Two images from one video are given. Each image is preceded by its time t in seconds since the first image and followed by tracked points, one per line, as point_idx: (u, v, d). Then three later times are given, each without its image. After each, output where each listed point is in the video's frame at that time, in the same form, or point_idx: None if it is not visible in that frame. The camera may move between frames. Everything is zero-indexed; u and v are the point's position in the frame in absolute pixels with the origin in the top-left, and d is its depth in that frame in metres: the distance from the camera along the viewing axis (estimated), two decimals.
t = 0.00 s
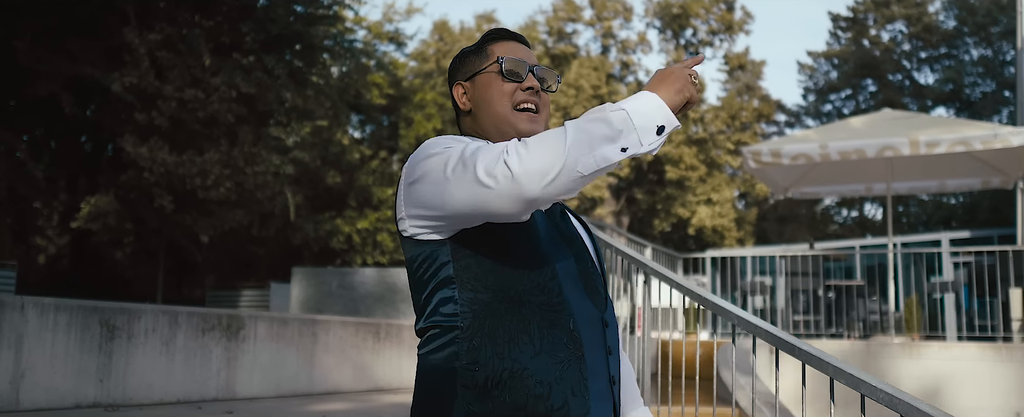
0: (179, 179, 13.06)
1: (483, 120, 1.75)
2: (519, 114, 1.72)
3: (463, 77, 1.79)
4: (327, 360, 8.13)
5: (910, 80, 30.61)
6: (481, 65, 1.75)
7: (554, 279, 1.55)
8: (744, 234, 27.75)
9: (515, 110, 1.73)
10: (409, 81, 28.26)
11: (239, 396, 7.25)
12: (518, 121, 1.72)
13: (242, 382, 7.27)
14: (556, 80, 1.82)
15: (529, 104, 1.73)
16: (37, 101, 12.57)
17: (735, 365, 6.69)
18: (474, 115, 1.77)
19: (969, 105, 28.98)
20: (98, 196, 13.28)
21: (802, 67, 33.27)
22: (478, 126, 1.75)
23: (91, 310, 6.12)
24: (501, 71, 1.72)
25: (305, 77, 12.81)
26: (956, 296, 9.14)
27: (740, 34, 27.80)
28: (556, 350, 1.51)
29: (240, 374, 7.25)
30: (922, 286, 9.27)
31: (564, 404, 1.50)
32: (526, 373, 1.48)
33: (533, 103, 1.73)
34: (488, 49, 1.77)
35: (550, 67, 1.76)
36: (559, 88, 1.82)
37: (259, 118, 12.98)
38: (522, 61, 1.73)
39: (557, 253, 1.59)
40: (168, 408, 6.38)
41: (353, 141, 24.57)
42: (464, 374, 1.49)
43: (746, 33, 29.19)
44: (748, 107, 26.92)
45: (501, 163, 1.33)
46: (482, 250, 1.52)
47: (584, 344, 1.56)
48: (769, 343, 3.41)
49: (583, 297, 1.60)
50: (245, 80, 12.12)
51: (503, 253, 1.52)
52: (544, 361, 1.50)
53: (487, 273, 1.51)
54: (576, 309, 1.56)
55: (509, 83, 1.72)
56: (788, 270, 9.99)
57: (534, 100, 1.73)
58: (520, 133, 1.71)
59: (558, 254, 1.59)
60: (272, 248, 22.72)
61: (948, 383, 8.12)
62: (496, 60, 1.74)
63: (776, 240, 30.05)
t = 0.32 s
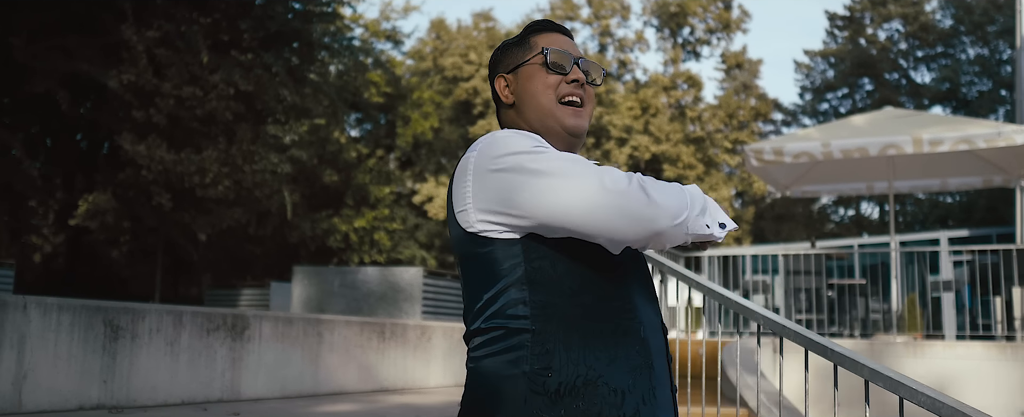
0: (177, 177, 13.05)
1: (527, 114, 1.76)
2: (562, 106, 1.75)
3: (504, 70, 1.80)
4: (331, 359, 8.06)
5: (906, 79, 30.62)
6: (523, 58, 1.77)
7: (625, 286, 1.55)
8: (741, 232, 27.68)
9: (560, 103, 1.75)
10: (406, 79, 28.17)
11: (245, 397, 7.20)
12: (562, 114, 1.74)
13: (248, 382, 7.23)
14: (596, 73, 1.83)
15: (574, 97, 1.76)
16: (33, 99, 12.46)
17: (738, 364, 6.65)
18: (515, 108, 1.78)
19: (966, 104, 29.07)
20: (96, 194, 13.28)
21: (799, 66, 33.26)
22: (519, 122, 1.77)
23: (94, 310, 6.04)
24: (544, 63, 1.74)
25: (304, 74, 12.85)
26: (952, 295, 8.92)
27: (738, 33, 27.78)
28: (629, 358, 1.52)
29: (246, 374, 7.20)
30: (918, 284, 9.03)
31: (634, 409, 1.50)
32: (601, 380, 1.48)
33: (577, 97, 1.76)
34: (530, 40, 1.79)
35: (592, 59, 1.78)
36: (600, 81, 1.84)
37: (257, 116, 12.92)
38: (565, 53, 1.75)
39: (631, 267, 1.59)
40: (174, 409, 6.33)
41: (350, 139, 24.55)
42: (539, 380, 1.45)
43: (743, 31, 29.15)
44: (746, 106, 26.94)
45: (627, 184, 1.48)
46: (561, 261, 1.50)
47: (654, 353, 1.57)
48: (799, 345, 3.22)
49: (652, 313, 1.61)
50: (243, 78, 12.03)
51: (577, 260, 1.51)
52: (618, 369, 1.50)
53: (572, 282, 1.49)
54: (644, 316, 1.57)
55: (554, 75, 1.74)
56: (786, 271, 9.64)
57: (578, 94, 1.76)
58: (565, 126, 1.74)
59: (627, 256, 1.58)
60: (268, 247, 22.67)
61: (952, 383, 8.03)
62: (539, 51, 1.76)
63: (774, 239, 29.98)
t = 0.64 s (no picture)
0: (175, 179, 13.09)
1: (585, 128, 1.89)
2: (622, 120, 1.87)
3: (561, 84, 1.94)
4: (334, 363, 8.01)
5: (903, 79, 30.63)
6: (581, 73, 1.90)
7: (671, 317, 1.67)
8: (739, 233, 27.63)
9: (620, 118, 1.87)
10: (404, 80, 28.12)
11: (246, 402, 7.13)
12: (621, 129, 1.87)
13: (249, 387, 7.17)
14: (654, 82, 1.96)
15: (633, 112, 1.88)
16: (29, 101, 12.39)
17: (742, 367, 6.62)
18: (574, 122, 1.90)
19: (963, 104, 29.08)
20: (93, 196, 13.25)
21: (796, 67, 33.22)
22: (578, 134, 1.89)
23: (94, 314, 6.00)
24: (603, 79, 1.87)
25: (303, 74, 12.65)
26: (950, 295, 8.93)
27: (735, 34, 27.75)
28: (680, 383, 1.65)
29: (247, 378, 7.15)
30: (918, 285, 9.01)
31: None
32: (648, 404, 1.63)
33: (636, 111, 1.88)
34: (587, 55, 1.92)
35: (648, 74, 1.91)
36: (657, 91, 1.96)
37: (256, 117, 12.77)
38: (623, 67, 1.87)
39: (676, 293, 1.68)
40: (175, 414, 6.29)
41: (347, 140, 24.48)
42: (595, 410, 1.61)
43: (740, 32, 29.09)
44: (744, 106, 26.78)
45: (587, 338, 1.52)
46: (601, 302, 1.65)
47: (705, 377, 1.69)
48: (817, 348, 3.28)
49: (700, 331, 1.72)
50: (241, 79, 11.95)
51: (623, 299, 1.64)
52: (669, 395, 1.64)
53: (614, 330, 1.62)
54: (693, 340, 1.68)
55: (612, 91, 1.86)
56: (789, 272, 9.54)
57: (636, 109, 1.88)
58: (625, 139, 1.86)
59: (676, 283, 1.67)
60: (266, 249, 22.61)
61: (956, 384, 7.90)
62: (597, 67, 1.89)
63: (771, 240, 29.99)
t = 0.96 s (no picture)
0: (168, 179, 13.06)
1: (592, 122, 1.83)
2: (631, 114, 1.81)
3: (569, 77, 1.87)
4: (326, 365, 7.96)
5: (898, 78, 30.63)
6: (590, 65, 1.83)
7: (647, 317, 1.58)
8: (734, 232, 27.56)
9: (629, 111, 1.81)
10: (399, 79, 28.05)
11: (237, 405, 7.09)
12: (631, 123, 1.80)
13: (240, 390, 7.12)
14: (663, 78, 1.90)
15: (642, 106, 1.82)
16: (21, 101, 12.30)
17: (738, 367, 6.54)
18: (582, 116, 1.84)
19: (958, 103, 29.12)
20: (86, 196, 13.15)
21: (791, 66, 33.23)
22: (585, 128, 1.83)
23: (82, 318, 5.94)
24: (612, 71, 1.80)
25: (296, 75, 12.48)
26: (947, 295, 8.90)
27: (730, 33, 27.74)
28: (652, 387, 1.57)
29: (238, 382, 7.10)
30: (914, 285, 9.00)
31: None
32: (620, 408, 1.55)
33: (646, 105, 1.82)
34: (597, 47, 1.85)
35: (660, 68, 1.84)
36: (667, 86, 1.90)
37: (250, 118, 12.65)
38: (634, 60, 1.81)
39: (652, 289, 1.60)
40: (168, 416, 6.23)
41: (343, 140, 24.39)
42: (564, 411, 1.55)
43: (735, 31, 29.12)
44: (739, 106, 26.76)
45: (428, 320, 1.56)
46: (570, 300, 1.59)
47: (683, 380, 1.60)
48: (816, 353, 3.22)
49: (681, 331, 1.62)
50: (235, 79, 11.85)
51: (590, 300, 1.58)
52: (639, 399, 1.56)
53: (583, 330, 1.56)
54: (671, 343, 1.60)
55: (622, 84, 1.80)
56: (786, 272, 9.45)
57: (646, 102, 1.82)
58: (633, 133, 1.79)
59: (647, 283, 1.60)
60: (261, 249, 22.50)
61: (953, 383, 7.85)
62: (607, 60, 1.82)
63: (766, 239, 30.01)
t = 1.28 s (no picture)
0: (161, 181, 12.98)
1: (561, 122, 1.74)
2: (599, 116, 1.71)
3: (542, 74, 1.78)
4: (316, 370, 7.62)
5: (895, 78, 30.62)
6: (562, 63, 1.75)
7: (584, 324, 1.49)
8: (730, 233, 27.48)
9: (597, 112, 1.71)
10: (396, 80, 27.93)
11: (224, 411, 6.90)
12: (597, 124, 1.70)
13: (227, 395, 6.91)
14: (642, 79, 1.78)
15: (612, 107, 1.72)
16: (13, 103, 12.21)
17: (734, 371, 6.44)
18: (551, 114, 1.76)
19: (955, 103, 29.16)
20: (81, 198, 13.18)
21: (788, 67, 33.12)
22: (553, 129, 1.75)
23: (65, 323, 6.02)
24: (582, 70, 1.71)
25: (292, 76, 12.45)
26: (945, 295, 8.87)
27: (727, 33, 27.74)
28: (585, 398, 1.47)
29: (225, 387, 6.90)
30: (911, 286, 8.97)
31: None
32: None
33: (616, 105, 1.72)
34: (572, 44, 1.76)
35: (633, 66, 1.73)
36: (645, 87, 1.78)
37: (244, 119, 12.63)
38: (606, 59, 1.72)
39: (588, 296, 1.51)
40: None
41: (339, 141, 24.31)
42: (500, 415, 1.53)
43: (732, 32, 29.11)
44: (736, 106, 26.76)
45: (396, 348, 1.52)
46: (510, 306, 1.53)
47: (617, 390, 1.48)
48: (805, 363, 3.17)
49: (620, 340, 1.50)
50: (229, 80, 11.85)
51: (528, 304, 1.51)
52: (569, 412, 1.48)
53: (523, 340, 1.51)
54: (607, 353, 1.49)
55: (591, 83, 1.70)
56: (782, 272, 9.36)
57: (617, 104, 1.71)
58: (600, 135, 1.69)
59: (589, 293, 1.51)
60: (258, 250, 22.40)
61: (948, 385, 7.83)
62: (578, 57, 1.73)
63: (764, 240, 29.97)
